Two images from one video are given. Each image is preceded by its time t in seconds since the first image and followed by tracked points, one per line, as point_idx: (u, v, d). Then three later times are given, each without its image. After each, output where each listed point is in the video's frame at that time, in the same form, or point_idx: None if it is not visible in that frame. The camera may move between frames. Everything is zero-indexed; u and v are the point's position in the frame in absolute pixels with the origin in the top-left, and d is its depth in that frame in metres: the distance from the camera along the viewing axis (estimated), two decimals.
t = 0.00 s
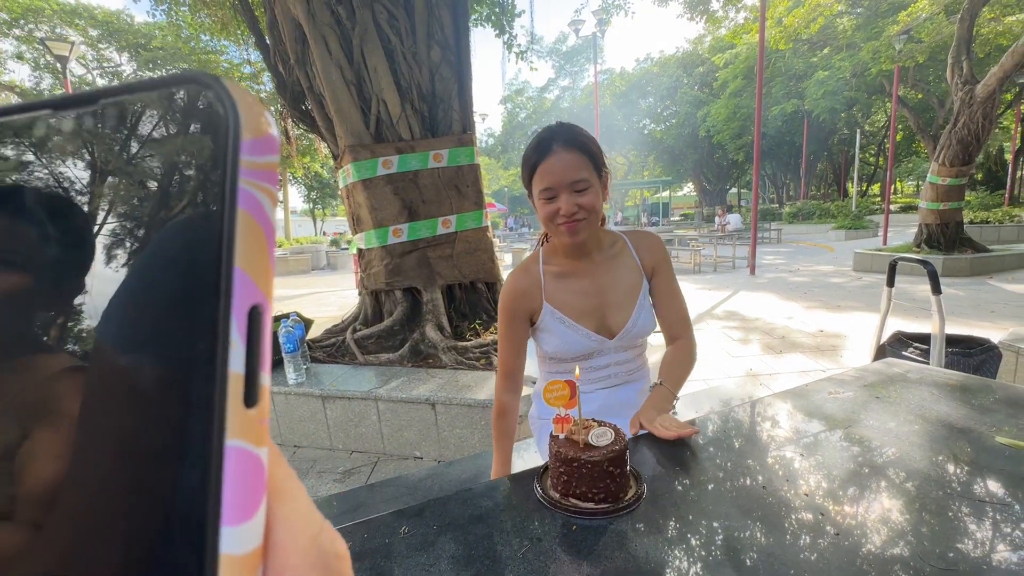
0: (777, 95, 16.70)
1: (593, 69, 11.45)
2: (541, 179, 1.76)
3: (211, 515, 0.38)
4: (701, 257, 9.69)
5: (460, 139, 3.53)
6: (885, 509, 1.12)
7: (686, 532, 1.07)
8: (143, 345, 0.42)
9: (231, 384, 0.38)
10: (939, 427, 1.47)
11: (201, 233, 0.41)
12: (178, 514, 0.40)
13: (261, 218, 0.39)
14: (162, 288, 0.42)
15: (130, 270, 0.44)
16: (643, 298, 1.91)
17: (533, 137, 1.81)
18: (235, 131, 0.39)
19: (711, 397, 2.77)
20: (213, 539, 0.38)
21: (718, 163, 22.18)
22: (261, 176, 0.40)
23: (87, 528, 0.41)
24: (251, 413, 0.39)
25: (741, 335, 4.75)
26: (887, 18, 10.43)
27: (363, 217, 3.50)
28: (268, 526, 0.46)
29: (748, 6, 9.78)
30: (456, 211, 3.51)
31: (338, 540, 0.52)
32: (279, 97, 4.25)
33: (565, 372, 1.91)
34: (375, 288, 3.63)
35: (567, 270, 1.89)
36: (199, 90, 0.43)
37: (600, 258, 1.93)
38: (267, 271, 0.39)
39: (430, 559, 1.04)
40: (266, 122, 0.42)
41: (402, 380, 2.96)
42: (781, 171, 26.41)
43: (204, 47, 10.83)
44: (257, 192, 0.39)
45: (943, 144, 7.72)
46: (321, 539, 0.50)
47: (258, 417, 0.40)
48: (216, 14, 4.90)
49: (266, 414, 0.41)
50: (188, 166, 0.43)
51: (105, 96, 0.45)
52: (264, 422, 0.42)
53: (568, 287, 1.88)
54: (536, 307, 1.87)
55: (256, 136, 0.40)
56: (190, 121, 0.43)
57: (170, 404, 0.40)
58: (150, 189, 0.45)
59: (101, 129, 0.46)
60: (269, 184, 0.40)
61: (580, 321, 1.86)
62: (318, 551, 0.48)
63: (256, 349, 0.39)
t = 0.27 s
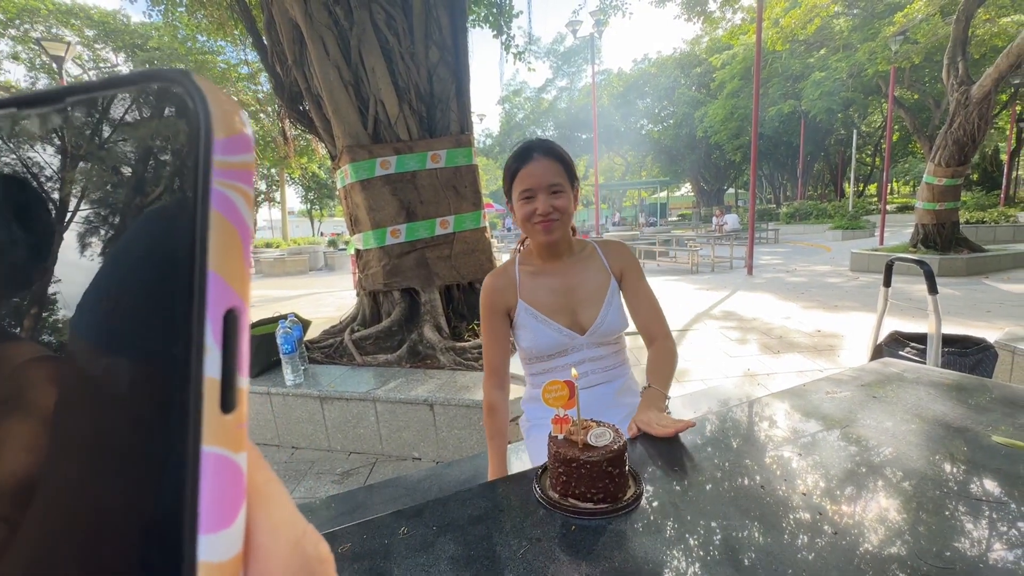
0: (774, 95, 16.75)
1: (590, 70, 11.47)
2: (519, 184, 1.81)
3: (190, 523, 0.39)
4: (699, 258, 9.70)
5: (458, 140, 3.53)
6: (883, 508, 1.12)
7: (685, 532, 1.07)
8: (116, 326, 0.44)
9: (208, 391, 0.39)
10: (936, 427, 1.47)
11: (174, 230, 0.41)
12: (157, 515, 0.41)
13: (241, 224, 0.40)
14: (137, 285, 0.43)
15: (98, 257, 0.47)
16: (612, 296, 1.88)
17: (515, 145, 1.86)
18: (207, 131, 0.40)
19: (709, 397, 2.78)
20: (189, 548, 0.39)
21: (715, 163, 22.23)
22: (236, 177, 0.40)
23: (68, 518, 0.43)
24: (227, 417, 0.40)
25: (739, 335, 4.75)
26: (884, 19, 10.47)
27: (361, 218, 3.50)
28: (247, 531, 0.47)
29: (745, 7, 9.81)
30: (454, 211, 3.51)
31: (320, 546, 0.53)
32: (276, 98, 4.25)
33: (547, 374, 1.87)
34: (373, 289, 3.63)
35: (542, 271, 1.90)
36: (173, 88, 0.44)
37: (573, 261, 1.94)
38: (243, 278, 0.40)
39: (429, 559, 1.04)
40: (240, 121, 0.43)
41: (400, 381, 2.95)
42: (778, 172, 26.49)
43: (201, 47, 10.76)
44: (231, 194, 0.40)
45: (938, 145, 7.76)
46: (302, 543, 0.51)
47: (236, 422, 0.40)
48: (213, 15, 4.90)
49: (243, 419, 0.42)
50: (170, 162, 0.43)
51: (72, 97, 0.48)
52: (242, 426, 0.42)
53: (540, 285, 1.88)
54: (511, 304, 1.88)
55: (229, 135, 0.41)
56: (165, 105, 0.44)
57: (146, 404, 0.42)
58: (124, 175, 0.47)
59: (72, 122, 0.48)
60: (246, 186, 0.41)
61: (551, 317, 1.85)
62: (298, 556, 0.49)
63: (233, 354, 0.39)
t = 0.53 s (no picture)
0: (771, 96, 16.80)
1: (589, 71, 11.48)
2: (496, 193, 1.85)
3: (195, 530, 0.39)
4: (697, 258, 9.72)
5: (456, 141, 3.53)
6: (880, 508, 1.13)
7: (683, 532, 1.07)
8: (113, 325, 0.44)
9: (215, 395, 0.38)
10: (933, 427, 1.48)
11: (181, 229, 0.41)
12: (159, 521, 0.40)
13: (246, 227, 0.40)
14: (139, 287, 0.43)
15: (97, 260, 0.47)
16: (591, 295, 1.87)
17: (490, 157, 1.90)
18: (214, 132, 0.40)
19: (707, 398, 2.78)
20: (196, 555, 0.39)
21: (713, 164, 22.28)
22: (243, 179, 0.40)
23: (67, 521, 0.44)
24: (234, 423, 0.40)
25: (737, 336, 4.76)
26: (881, 21, 10.50)
27: (359, 219, 3.50)
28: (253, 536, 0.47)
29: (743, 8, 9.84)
30: (452, 212, 3.51)
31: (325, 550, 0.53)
32: (274, 99, 4.25)
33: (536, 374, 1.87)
34: (371, 289, 3.62)
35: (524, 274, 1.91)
36: (184, 90, 0.43)
37: (553, 262, 1.94)
38: (251, 283, 0.39)
39: (426, 561, 1.03)
40: (247, 124, 0.42)
41: (398, 382, 2.95)
42: (776, 173, 26.55)
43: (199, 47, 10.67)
44: (238, 197, 0.39)
45: (935, 147, 7.79)
46: (307, 546, 0.51)
47: (243, 427, 0.40)
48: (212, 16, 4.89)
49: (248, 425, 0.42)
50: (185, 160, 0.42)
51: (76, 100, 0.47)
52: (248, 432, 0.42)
53: (523, 286, 1.88)
54: (496, 306, 1.89)
55: (237, 139, 0.40)
56: (161, 108, 0.44)
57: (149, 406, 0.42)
58: (119, 179, 0.47)
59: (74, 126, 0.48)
60: (252, 187, 0.40)
61: (535, 317, 1.85)
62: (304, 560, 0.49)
63: (239, 360, 0.39)
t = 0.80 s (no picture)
0: (769, 98, 16.85)
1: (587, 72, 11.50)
2: (504, 199, 1.80)
3: (201, 541, 0.38)
4: (695, 260, 9.74)
5: (454, 142, 3.53)
6: (878, 510, 1.13)
7: (682, 533, 1.07)
8: (112, 326, 0.46)
9: (221, 408, 0.38)
10: (931, 428, 1.48)
11: (188, 239, 0.42)
12: (169, 524, 0.41)
13: (252, 243, 0.39)
14: (148, 293, 0.44)
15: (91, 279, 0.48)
16: (590, 297, 1.88)
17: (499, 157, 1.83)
18: (220, 146, 0.39)
19: (705, 399, 2.78)
20: (202, 567, 0.38)
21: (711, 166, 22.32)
22: (247, 193, 0.39)
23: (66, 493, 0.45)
24: (240, 436, 0.40)
25: (735, 337, 4.77)
26: (878, 23, 10.54)
27: (357, 220, 3.50)
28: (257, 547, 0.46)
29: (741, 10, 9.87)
30: (451, 213, 3.51)
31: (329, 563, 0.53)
32: (273, 99, 4.24)
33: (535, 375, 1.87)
34: (369, 290, 3.62)
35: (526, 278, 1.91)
36: (187, 105, 0.42)
37: (554, 266, 1.94)
38: (255, 295, 0.39)
39: (424, 563, 1.03)
40: (250, 136, 0.41)
41: (396, 383, 2.95)
42: (773, 175, 26.61)
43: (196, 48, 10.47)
44: (243, 209, 0.39)
45: (932, 149, 7.82)
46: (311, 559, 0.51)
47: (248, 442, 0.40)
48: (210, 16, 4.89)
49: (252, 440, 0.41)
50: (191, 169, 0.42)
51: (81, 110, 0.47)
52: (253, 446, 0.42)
53: (524, 291, 1.88)
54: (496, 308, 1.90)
55: (243, 152, 0.40)
56: (158, 119, 0.45)
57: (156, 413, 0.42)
58: (114, 187, 0.48)
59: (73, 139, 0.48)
60: (256, 200, 0.40)
61: (535, 319, 1.85)
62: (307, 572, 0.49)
63: (245, 374, 0.39)
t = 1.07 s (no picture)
0: (767, 100, 16.91)
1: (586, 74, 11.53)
2: (519, 196, 1.77)
3: (188, 552, 0.39)
4: (693, 261, 9.75)
5: (453, 143, 3.53)
6: (875, 511, 1.13)
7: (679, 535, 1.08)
8: (105, 331, 0.46)
9: (209, 422, 0.39)
10: (927, 430, 1.48)
11: (181, 249, 0.42)
12: (156, 534, 0.42)
13: (243, 264, 0.41)
14: (141, 302, 0.44)
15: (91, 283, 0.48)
16: (607, 307, 1.85)
17: (516, 153, 1.81)
18: (211, 172, 0.41)
19: (703, 401, 2.78)
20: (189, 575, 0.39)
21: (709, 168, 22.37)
22: (237, 217, 0.41)
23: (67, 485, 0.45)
24: (227, 448, 0.40)
25: (733, 339, 4.78)
26: (875, 26, 10.59)
27: (356, 221, 3.50)
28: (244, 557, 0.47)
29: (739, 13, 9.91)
30: (449, 215, 3.51)
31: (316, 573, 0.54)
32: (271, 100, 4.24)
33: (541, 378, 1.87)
34: (367, 291, 3.61)
35: (539, 280, 1.91)
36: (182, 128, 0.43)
37: (571, 269, 1.92)
38: (244, 311, 0.40)
39: (420, 565, 1.03)
40: (242, 162, 0.43)
41: (394, 385, 2.94)
42: (771, 177, 26.68)
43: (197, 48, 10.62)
44: (234, 233, 0.41)
45: (929, 151, 7.86)
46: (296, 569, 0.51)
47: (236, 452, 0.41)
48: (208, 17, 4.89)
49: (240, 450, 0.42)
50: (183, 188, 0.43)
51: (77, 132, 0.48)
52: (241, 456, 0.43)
53: (536, 295, 1.88)
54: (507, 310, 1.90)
55: (232, 176, 0.41)
56: (159, 128, 0.45)
57: (148, 423, 0.43)
58: (112, 193, 0.48)
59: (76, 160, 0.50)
60: (246, 222, 0.41)
61: (546, 326, 1.84)
62: None
63: (233, 389, 0.40)
